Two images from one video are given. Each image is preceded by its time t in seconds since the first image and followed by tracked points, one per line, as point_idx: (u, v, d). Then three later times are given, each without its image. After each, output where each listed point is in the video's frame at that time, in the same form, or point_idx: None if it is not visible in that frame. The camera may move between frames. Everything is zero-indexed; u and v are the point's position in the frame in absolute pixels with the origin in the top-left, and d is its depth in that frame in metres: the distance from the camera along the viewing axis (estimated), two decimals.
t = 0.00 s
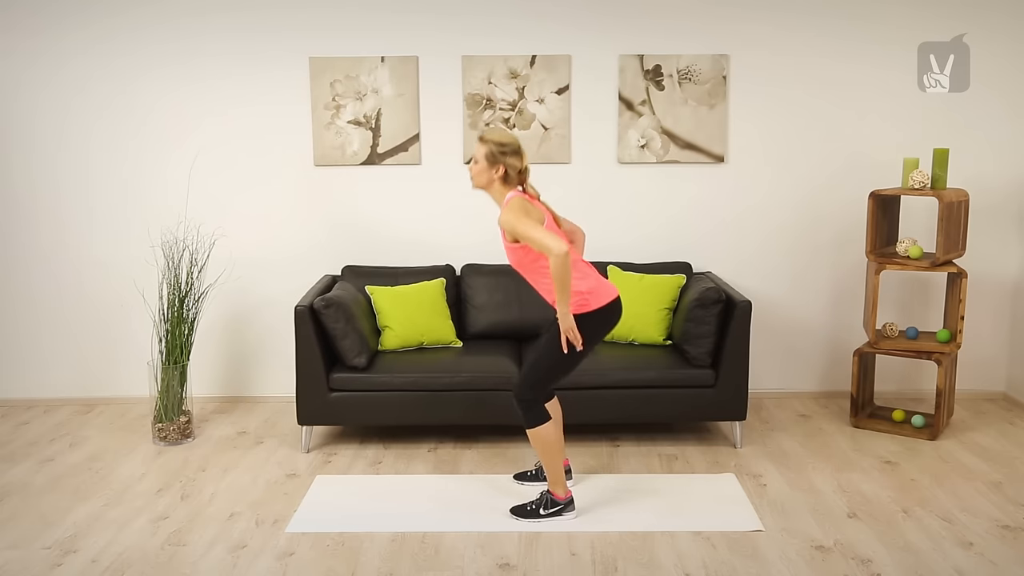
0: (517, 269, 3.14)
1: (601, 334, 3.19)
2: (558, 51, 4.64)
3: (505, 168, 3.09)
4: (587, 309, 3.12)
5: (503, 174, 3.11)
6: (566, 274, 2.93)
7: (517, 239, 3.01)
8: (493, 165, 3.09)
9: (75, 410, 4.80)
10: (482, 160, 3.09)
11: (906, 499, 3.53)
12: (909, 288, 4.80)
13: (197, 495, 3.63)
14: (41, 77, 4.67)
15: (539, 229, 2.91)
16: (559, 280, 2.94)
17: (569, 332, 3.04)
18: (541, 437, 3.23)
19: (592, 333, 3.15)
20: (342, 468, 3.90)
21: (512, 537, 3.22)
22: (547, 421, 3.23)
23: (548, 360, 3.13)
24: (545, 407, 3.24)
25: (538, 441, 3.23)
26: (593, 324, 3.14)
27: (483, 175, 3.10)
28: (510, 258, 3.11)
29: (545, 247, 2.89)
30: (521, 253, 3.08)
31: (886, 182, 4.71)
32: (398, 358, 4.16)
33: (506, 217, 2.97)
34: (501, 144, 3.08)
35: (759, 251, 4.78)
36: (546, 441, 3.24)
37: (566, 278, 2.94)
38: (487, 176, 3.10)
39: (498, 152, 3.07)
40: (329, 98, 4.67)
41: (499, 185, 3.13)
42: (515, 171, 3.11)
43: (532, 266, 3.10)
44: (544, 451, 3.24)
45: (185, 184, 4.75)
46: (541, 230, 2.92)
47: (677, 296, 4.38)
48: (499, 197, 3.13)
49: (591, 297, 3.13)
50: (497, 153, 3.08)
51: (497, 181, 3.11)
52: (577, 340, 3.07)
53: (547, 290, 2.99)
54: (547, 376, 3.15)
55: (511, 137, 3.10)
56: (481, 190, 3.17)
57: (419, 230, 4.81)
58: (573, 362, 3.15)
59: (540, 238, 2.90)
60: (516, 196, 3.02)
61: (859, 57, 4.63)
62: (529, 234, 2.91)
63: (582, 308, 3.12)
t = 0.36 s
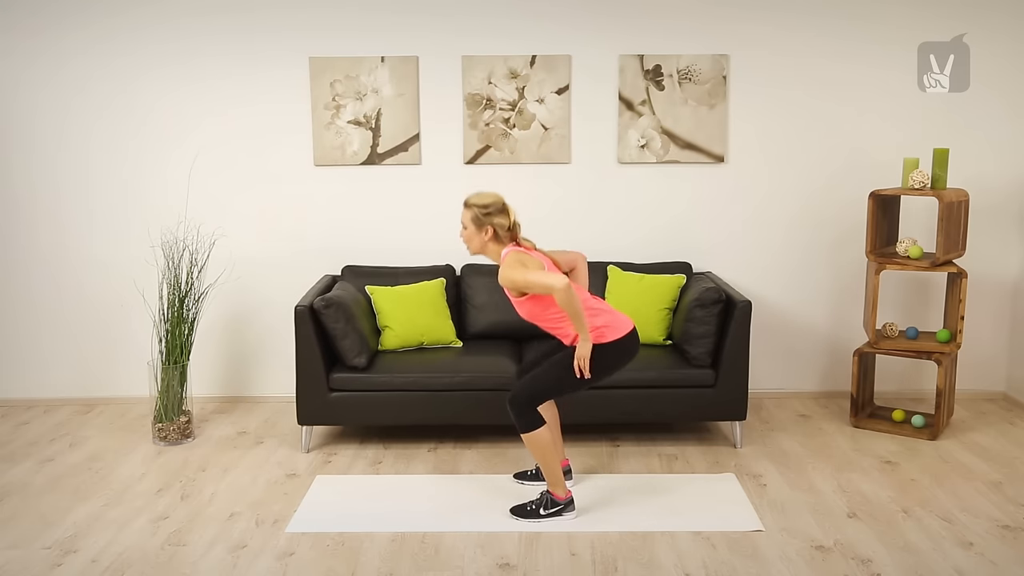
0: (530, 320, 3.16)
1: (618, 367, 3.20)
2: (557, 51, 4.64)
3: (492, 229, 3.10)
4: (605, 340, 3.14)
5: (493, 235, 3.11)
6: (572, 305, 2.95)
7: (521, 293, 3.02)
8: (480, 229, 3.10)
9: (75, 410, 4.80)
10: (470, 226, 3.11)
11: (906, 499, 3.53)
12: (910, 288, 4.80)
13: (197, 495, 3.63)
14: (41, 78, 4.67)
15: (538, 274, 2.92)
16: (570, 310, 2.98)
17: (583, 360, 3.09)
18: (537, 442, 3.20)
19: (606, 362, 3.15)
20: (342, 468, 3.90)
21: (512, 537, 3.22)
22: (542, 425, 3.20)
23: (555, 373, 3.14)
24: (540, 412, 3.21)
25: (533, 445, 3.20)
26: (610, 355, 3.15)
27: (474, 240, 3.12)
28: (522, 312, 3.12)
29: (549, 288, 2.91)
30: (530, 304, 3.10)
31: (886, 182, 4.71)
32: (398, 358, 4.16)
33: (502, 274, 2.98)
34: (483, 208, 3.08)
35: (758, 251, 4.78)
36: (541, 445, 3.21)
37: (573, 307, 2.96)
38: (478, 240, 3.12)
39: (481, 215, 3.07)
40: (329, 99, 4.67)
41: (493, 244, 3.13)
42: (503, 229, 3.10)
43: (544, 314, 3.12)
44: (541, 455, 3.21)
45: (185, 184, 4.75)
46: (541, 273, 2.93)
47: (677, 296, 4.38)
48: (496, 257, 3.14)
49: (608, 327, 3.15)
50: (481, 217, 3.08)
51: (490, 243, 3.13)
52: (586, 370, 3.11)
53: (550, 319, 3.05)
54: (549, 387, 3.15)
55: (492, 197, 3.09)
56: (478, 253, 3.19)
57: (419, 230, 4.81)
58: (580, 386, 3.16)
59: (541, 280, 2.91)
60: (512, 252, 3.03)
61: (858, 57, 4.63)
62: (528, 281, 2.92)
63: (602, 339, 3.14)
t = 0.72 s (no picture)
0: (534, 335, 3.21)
1: (622, 382, 3.19)
2: (557, 51, 4.64)
3: (492, 251, 3.09)
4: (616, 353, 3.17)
5: (494, 259, 3.11)
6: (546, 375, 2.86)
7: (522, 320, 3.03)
8: (480, 253, 3.10)
9: (75, 410, 4.80)
10: (470, 252, 3.10)
11: (906, 499, 3.53)
12: (910, 288, 4.80)
13: (197, 495, 3.63)
14: (41, 78, 4.67)
15: (534, 318, 2.91)
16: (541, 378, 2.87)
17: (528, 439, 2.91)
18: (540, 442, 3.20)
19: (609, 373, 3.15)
20: (342, 468, 3.90)
21: (512, 537, 3.22)
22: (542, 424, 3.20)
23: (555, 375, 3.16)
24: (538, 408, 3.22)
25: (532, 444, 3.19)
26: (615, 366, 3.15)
27: (476, 266, 3.11)
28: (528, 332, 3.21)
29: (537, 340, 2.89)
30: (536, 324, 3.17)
31: (887, 182, 4.71)
32: (398, 358, 4.16)
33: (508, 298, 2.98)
34: (478, 233, 3.08)
35: (758, 250, 4.78)
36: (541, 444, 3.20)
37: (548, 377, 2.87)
38: (481, 265, 3.11)
39: (479, 239, 3.08)
40: (329, 98, 4.67)
41: (496, 267, 3.12)
42: (503, 249, 3.09)
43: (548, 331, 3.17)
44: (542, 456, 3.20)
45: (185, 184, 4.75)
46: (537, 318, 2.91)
47: (677, 296, 4.38)
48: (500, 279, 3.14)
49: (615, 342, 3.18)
50: (479, 241, 3.08)
51: (491, 266, 3.12)
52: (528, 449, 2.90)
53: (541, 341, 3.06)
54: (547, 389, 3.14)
55: (488, 220, 3.11)
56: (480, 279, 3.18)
57: (419, 231, 4.81)
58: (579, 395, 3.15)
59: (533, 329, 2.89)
60: (515, 276, 3.03)
61: (858, 57, 4.63)
62: (526, 321, 2.92)
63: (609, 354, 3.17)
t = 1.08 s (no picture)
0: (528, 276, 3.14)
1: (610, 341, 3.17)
2: (557, 51, 4.64)
3: (494, 182, 3.10)
4: (605, 311, 3.12)
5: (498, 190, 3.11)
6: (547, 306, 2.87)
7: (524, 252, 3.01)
8: (483, 186, 3.10)
9: (75, 410, 4.79)
10: (474, 192, 3.12)
11: (906, 499, 3.53)
12: (910, 288, 4.80)
13: (197, 496, 3.63)
14: (41, 78, 4.67)
15: (541, 251, 2.91)
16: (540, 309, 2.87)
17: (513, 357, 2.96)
18: (545, 437, 3.22)
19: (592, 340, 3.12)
20: (342, 468, 3.90)
21: (512, 537, 3.22)
22: (550, 421, 3.22)
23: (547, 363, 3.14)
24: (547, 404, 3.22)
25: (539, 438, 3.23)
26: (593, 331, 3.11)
27: (484, 202, 3.12)
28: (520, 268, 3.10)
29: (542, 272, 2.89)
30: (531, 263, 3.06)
31: (887, 182, 4.71)
32: (398, 358, 4.16)
33: (515, 232, 2.96)
34: (476, 168, 3.09)
35: (758, 250, 4.78)
36: (548, 440, 3.23)
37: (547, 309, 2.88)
38: (488, 200, 3.12)
39: (479, 172, 3.08)
40: (329, 99, 4.67)
41: (501, 198, 3.13)
42: (503, 178, 3.10)
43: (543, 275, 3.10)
44: (548, 451, 3.23)
45: (185, 184, 4.75)
46: (543, 252, 2.90)
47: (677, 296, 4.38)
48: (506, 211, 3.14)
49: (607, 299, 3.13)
50: (478, 178, 3.09)
51: (496, 198, 3.12)
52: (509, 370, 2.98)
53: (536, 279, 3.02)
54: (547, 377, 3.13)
55: (481, 155, 3.11)
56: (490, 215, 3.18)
57: (418, 230, 4.81)
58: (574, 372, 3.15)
59: (540, 262, 2.89)
60: (524, 207, 3.02)
61: (858, 57, 4.63)
62: (533, 251, 2.91)
63: (598, 313, 3.12)
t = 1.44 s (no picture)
0: (524, 223, 3.10)
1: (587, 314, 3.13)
2: (557, 51, 4.64)
3: (507, 123, 3.06)
4: (576, 281, 3.05)
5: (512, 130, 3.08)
6: (576, 220, 2.86)
7: (538, 185, 3.00)
8: (497, 128, 3.08)
9: (75, 410, 4.79)
10: (488, 132, 3.09)
11: (906, 499, 3.53)
12: (910, 288, 4.80)
13: (197, 495, 3.63)
14: (41, 78, 4.67)
15: (567, 174, 2.91)
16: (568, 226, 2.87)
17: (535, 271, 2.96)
18: (558, 433, 3.24)
19: (573, 318, 3.09)
20: (342, 468, 3.90)
21: (513, 537, 3.22)
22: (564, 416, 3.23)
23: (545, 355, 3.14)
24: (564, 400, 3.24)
25: (553, 434, 3.24)
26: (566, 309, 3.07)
27: (499, 143, 3.09)
28: (521, 209, 3.08)
29: (569, 190, 2.88)
30: (532, 203, 3.05)
31: (887, 182, 4.71)
32: (398, 358, 4.16)
33: (534, 162, 2.96)
34: (492, 106, 3.06)
35: (757, 251, 4.78)
36: (560, 436, 3.25)
37: (575, 224, 2.87)
38: (503, 142, 3.09)
39: (491, 113, 3.05)
40: (329, 99, 4.67)
41: (516, 139, 3.09)
42: (516, 117, 3.07)
43: (539, 223, 3.06)
44: (559, 448, 3.24)
45: (185, 184, 4.75)
46: (568, 175, 2.91)
47: (677, 296, 4.38)
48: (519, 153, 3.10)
49: (581, 271, 3.06)
50: (492, 119, 3.06)
51: (511, 139, 3.08)
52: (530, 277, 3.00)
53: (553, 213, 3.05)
54: (552, 366, 3.14)
55: (492, 96, 3.08)
56: (505, 160, 3.14)
57: (418, 230, 4.81)
58: (571, 348, 3.14)
59: (566, 181, 2.89)
60: (542, 145, 3.02)
61: (858, 57, 4.63)
62: (558, 176, 2.91)
63: (567, 281, 3.04)
